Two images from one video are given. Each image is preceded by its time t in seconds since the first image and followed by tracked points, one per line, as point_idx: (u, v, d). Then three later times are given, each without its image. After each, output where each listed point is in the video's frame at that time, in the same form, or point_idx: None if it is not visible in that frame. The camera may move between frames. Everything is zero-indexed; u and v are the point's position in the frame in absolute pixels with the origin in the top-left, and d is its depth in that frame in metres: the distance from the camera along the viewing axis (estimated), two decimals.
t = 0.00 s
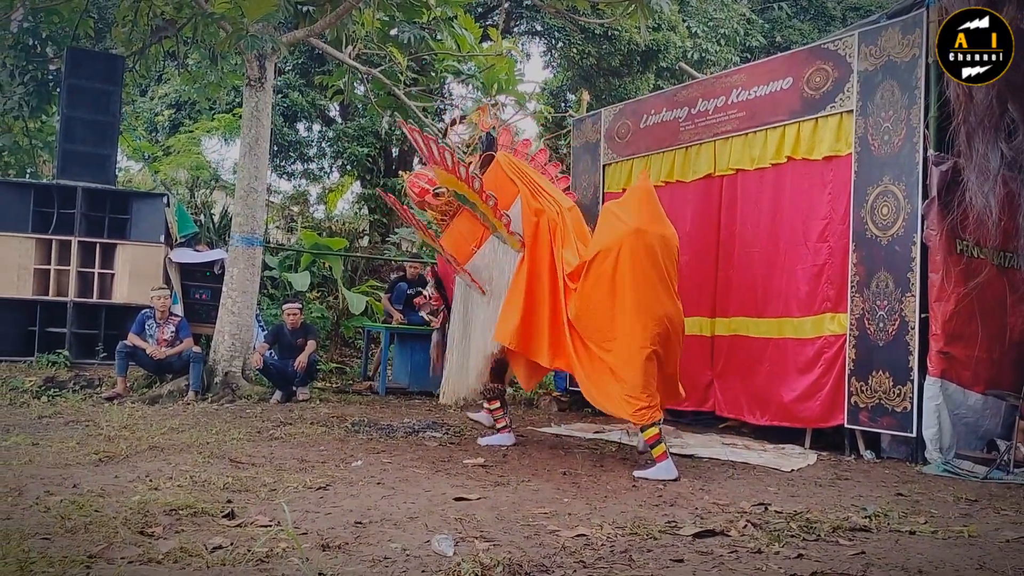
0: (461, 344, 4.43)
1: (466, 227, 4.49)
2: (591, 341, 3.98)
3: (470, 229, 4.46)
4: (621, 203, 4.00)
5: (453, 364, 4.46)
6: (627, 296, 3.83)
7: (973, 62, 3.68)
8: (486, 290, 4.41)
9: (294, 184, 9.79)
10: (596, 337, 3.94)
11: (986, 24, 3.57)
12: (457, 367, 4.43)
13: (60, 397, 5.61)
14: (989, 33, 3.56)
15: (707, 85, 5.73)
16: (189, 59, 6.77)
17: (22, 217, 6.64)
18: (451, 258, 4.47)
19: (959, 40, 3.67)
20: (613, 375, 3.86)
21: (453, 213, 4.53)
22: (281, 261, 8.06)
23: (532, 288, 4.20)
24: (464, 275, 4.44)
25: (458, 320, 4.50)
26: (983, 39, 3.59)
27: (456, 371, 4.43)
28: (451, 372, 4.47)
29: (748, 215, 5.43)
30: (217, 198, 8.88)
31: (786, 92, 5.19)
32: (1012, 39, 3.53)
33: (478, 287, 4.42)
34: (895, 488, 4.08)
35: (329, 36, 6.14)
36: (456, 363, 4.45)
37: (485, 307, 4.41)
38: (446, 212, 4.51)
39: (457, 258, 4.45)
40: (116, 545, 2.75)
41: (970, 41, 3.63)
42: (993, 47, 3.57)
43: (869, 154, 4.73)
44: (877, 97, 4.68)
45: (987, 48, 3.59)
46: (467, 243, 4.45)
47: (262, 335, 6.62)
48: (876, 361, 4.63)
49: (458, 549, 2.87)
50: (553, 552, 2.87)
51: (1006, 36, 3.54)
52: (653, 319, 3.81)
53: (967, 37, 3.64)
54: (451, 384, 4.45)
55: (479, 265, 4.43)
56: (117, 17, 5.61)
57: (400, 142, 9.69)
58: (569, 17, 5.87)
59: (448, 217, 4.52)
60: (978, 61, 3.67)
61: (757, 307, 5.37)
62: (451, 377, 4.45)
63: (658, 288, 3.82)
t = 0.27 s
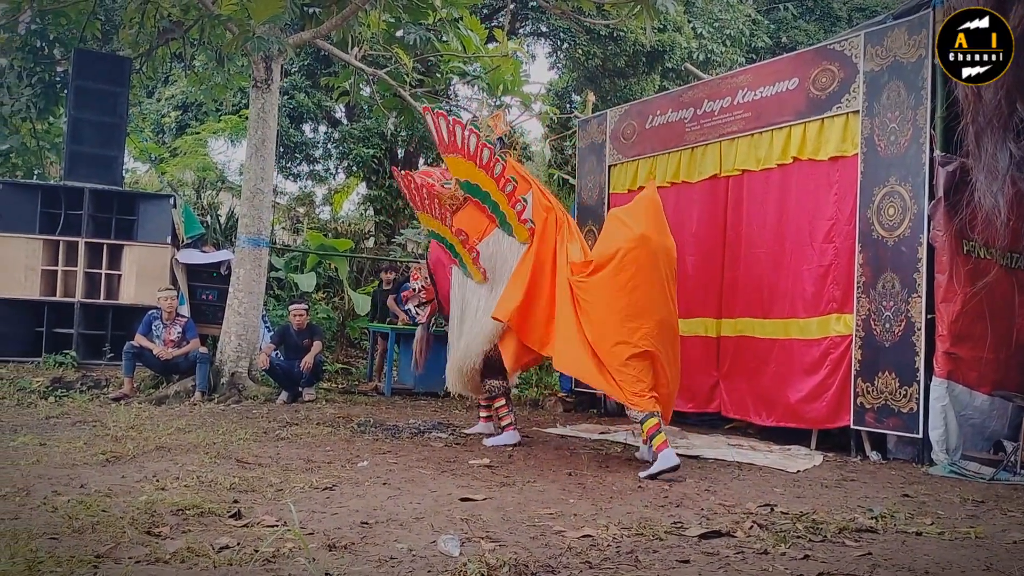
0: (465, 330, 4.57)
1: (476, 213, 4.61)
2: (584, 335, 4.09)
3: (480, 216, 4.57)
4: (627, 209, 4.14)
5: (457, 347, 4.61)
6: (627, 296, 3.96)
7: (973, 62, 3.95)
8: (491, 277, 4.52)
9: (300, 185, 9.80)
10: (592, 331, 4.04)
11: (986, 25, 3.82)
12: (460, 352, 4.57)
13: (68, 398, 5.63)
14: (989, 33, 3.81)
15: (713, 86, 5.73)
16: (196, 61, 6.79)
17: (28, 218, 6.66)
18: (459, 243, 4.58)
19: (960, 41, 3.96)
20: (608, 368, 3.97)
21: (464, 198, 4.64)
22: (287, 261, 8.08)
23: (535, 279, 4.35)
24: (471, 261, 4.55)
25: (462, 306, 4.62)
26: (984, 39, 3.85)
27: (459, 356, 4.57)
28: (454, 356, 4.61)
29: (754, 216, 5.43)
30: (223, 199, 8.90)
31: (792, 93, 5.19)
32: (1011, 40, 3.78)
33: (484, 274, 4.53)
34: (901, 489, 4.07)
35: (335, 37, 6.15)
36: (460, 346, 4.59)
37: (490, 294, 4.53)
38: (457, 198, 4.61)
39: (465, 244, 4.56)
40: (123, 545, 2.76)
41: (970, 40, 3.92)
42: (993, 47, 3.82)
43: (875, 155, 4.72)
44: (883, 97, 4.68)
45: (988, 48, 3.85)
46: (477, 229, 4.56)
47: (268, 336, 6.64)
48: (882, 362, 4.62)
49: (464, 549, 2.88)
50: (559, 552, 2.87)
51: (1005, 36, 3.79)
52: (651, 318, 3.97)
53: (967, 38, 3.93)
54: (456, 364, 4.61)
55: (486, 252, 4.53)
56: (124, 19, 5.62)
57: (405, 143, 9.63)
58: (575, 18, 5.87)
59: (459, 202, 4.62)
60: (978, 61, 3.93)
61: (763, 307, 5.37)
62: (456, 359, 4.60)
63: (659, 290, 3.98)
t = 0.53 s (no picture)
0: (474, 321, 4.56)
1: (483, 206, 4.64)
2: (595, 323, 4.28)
3: (488, 209, 4.59)
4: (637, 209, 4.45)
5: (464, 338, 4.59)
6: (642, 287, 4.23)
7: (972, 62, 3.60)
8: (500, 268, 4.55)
9: (309, 187, 9.82)
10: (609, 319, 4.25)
11: (986, 25, 3.49)
12: (469, 343, 4.56)
13: (79, 399, 5.66)
14: (988, 33, 3.49)
15: (722, 87, 5.72)
16: (206, 63, 6.81)
17: (41, 219, 6.70)
18: (468, 234, 4.59)
19: (959, 41, 3.61)
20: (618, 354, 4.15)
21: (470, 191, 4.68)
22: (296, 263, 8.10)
23: (547, 268, 4.46)
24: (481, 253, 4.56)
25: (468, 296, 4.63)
26: (983, 39, 3.51)
27: (469, 346, 4.55)
28: (462, 346, 4.59)
29: (763, 217, 5.42)
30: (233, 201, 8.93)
31: (802, 94, 5.18)
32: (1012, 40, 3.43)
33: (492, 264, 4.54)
34: (912, 491, 4.05)
35: (344, 40, 6.16)
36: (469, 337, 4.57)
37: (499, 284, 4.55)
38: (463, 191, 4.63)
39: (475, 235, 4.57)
40: (134, 545, 2.77)
41: (969, 41, 3.56)
42: (992, 48, 3.48)
43: (885, 156, 4.70)
44: (893, 98, 4.66)
45: (987, 48, 3.51)
46: (485, 221, 4.58)
47: (278, 337, 6.65)
48: (893, 364, 4.61)
49: (474, 551, 2.88)
50: (569, 554, 2.87)
51: (1006, 36, 3.45)
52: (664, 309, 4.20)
53: (968, 38, 3.57)
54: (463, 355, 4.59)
55: (496, 244, 4.56)
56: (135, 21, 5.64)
57: (415, 145, 9.65)
58: (584, 19, 5.87)
59: (465, 196, 4.62)
60: (977, 61, 3.59)
61: (772, 309, 5.35)
62: (464, 350, 4.58)
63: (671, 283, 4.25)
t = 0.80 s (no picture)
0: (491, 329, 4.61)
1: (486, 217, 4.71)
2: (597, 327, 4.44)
3: (494, 221, 4.64)
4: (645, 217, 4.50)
5: (479, 348, 4.61)
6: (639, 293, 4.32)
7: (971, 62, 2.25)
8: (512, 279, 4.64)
9: (322, 191, 9.83)
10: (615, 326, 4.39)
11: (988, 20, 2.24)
12: (487, 351, 4.59)
13: (93, 402, 5.70)
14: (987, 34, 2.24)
15: (734, 89, 5.71)
16: (219, 68, 6.85)
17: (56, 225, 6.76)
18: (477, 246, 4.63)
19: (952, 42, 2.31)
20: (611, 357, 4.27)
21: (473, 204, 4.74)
22: (309, 267, 8.12)
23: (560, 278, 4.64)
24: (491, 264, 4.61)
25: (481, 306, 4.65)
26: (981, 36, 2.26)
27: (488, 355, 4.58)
28: (478, 356, 4.59)
29: (776, 220, 5.40)
30: (246, 204, 8.96)
31: (814, 96, 5.17)
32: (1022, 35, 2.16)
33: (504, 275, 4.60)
34: (927, 495, 4.03)
35: (356, 44, 6.17)
36: (486, 346, 4.60)
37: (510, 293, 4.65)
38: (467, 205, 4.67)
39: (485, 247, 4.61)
40: (149, 548, 2.79)
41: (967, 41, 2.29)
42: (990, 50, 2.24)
43: (898, 158, 4.69)
44: (906, 100, 4.64)
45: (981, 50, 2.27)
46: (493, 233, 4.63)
47: (290, 340, 6.67)
48: (907, 367, 4.58)
49: (486, 554, 2.88)
50: (581, 558, 2.87)
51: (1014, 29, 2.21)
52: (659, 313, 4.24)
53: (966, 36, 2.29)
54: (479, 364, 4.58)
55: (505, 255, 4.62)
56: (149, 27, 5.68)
57: (427, 148, 9.66)
58: (596, 22, 5.87)
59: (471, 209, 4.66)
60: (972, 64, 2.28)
61: (785, 312, 5.33)
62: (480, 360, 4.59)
63: (670, 288, 4.27)
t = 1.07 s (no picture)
0: (500, 339, 4.65)
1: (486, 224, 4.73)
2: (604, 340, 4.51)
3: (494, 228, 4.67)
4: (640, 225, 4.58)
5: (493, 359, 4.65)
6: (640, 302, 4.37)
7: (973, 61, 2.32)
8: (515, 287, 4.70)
9: (334, 194, 9.73)
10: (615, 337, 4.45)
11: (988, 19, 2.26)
12: (501, 362, 4.65)
13: (108, 404, 5.74)
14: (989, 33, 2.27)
15: (747, 90, 5.69)
16: (232, 71, 6.87)
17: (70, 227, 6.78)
18: (478, 255, 4.64)
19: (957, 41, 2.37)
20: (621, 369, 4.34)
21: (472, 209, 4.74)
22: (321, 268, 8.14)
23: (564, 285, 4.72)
24: (494, 273, 4.63)
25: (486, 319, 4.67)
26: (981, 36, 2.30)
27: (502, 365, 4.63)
28: (494, 367, 4.65)
29: (788, 221, 5.39)
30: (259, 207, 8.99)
31: (828, 96, 5.14)
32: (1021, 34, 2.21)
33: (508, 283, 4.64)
34: (942, 497, 4.00)
35: (368, 47, 6.18)
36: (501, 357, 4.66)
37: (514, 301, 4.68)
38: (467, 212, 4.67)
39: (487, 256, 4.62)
40: (164, 548, 2.80)
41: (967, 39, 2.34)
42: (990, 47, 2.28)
43: (912, 159, 4.66)
44: (920, 100, 4.62)
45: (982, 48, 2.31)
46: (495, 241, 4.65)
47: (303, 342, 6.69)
48: (921, 369, 4.55)
49: (499, 556, 2.88)
50: (594, 559, 2.86)
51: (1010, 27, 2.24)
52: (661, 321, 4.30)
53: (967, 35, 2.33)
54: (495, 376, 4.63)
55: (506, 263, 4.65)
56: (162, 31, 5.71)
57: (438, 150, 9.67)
58: (607, 23, 5.87)
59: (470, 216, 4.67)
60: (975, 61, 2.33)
61: (798, 313, 5.31)
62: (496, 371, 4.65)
63: (669, 294, 4.32)
